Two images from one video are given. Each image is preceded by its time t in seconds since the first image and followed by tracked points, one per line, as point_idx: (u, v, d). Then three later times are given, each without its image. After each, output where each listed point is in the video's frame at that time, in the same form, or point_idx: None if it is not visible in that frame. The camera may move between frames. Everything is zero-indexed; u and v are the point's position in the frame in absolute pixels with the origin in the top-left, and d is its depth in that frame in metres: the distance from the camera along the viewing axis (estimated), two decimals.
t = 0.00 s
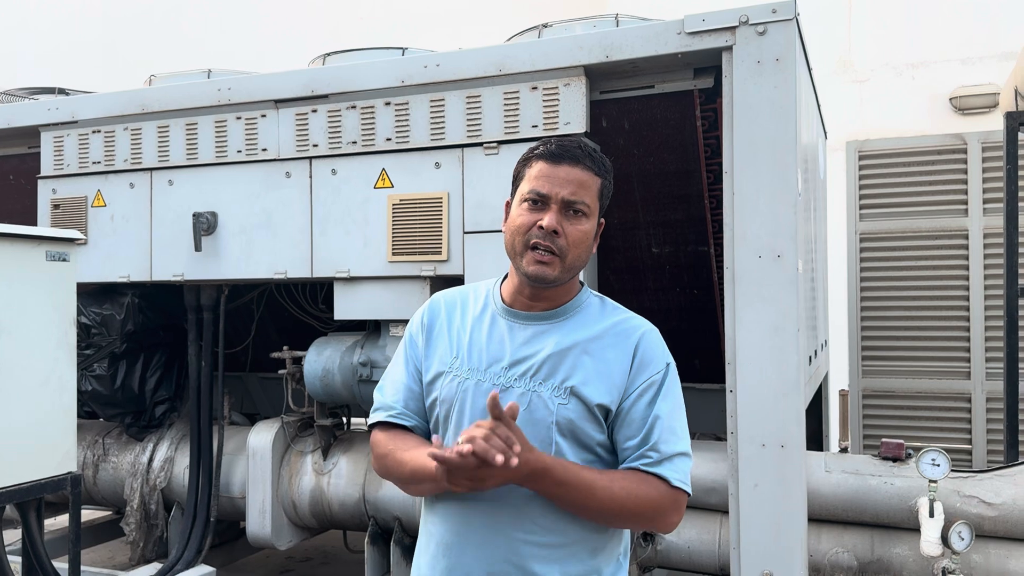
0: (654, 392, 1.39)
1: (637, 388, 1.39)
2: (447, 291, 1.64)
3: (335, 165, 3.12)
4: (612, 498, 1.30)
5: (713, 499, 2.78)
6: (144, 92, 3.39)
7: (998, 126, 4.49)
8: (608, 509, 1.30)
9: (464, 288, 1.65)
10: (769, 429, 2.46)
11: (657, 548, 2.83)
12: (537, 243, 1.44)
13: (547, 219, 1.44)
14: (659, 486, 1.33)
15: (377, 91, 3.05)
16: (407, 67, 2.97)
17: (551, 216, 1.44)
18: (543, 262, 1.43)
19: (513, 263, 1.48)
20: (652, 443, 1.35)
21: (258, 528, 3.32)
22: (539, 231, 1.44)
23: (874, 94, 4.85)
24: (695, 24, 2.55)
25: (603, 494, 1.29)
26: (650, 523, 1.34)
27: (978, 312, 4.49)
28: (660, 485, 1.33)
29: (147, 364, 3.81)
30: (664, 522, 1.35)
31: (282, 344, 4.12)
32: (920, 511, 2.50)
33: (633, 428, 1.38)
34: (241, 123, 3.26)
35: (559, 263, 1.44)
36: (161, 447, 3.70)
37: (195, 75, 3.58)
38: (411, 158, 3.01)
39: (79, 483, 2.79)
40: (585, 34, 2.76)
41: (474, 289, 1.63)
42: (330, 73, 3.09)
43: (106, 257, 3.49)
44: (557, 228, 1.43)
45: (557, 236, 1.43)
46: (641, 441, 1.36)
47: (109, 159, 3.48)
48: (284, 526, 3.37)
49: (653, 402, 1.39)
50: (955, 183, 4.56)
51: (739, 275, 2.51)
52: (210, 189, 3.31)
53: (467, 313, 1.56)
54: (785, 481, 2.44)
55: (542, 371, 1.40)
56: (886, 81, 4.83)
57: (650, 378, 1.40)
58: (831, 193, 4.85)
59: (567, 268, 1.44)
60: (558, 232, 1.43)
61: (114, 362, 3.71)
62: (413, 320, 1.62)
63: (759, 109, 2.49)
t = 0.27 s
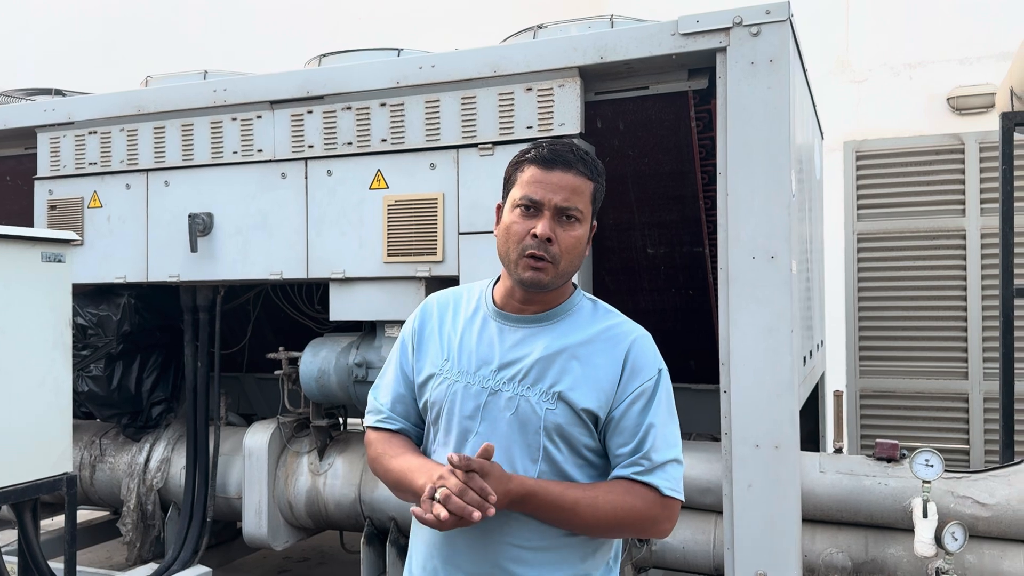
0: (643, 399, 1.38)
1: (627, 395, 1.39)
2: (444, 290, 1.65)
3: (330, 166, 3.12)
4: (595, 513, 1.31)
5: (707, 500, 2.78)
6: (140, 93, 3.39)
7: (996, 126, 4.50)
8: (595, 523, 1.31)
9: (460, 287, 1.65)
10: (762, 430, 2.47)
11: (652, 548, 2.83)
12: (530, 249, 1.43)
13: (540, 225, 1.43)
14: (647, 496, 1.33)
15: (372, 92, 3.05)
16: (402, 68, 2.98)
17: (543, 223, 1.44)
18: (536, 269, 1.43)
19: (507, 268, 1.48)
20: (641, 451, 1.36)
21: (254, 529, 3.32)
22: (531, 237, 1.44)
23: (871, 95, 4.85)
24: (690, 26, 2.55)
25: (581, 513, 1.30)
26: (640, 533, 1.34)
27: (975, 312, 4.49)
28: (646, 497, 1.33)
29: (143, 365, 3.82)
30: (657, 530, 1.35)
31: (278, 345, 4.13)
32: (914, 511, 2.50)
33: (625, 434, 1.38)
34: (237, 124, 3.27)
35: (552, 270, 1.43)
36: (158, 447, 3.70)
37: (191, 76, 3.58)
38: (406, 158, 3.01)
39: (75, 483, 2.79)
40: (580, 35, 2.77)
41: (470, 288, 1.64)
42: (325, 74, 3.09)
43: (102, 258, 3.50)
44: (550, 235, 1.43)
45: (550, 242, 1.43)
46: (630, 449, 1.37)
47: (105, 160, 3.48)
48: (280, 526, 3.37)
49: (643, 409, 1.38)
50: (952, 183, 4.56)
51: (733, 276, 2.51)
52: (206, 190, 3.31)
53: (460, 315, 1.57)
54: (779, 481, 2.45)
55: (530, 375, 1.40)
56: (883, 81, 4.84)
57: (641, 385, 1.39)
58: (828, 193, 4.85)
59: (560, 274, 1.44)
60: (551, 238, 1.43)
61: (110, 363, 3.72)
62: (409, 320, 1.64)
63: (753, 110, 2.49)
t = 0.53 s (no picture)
0: (640, 404, 1.38)
1: (624, 400, 1.38)
2: (449, 292, 1.66)
3: (329, 167, 3.13)
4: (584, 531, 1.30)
5: (706, 500, 2.78)
6: (140, 95, 3.40)
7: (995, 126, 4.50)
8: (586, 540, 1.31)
9: (465, 288, 1.66)
10: (759, 430, 2.47)
11: (650, 549, 2.84)
12: (523, 252, 1.44)
13: (531, 228, 1.44)
14: (641, 505, 1.33)
15: (370, 93, 3.05)
16: (400, 69, 2.98)
17: (534, 225, 1.44)
18: (530, 272, 1.44)
19: (503, 271, 1.49)
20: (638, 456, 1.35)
21: (253, 530, 3.33)
22: (524, 240, 1.44)
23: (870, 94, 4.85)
24: (687, 26, 2.56)
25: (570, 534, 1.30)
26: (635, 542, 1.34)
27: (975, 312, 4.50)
28: (643, 505, 1.32)
29: (143, 365, 3.82)
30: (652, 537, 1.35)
31: (277, 345, 4.13)
32: (912, 511, 2.50)
33: (622, 440, 1.38)
34: (236, 125, 3.27)
35: (547, 273, 1.44)
36: (158, 448, 3.71)
37: (190, 77, 3.59)
38: (404, 159, 3.02)
39: (74, 484, 2.79)
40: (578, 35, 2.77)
41: (474, 290, 1.64)
42: (324, 75, 3.10)
43: (102, 259, 3.50)
44: (542, 238, 1.43)
45: (542, 245, 1.43)
46: (626, 454, 1.36)
47: (105, 161, 3.49)
48: (280, 527, 3.38)
49: (640, 415, 1.37)
50: (952, 183, 4.56)
51: (731, 276, 2.52)
52: (205, 191, 3.32)
53: (461, 317, 1.57)
54: (776, 481, 2.45)
55: (526, 378, 1.40)
56: (882, 81, 4.82)
57: (638, 391, 1.38)
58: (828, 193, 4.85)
59: (554, 275, 1.44)
60: (542, 241, 1.43)
61: (110, 363, 3.72)
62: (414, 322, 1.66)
63: (750, 110, 2.50)
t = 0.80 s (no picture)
0: (643, 413, 1.37)
1: (627, 409, 1.38)
2: (454, 297, 1.67)
3: (329, 170, 3.14)
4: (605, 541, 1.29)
5: (705, 502, 2.79)
6: (140, 97, 3.41)
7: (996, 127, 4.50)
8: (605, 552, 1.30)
9: (470, 292, 1.67)
10: (758, 433, 2.48)
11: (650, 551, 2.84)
12: (520, 257, 1.45)
13: (531, 234, 1.44)
14: (651, 512, 1.33)
15: (370, 96, 3.06)
16: (400, 72, 2.99)
17: (534, 232, 1.45)
18: (524, 277, 1.44)
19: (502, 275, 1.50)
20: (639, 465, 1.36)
21: (254, 531, 3.35)
22: (522, 246, 1.45)
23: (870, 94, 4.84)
24: (685, 29, 2.56)
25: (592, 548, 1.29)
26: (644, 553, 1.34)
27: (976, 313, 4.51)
28: (654, 514, 1.33)
29: (144, 367, 3.84)
30: (663, 542, 1.35)
31: (277, 347, 4.14)
32: (911, 513, 2.50)
33: (629, 448, 1.37)
34: (236, 128, 3.28)
35: (541, 279, 1.44)
36: (158, 450, 3.72)
37: (190, 80, 3.60)
38: (404, 162, 3.03)
39: (74, 487, 2.80)
40: (577, 38, 2.78)
41: (479, 293, 1.65)
42: (324, 78, 3.11)
43: (102, 262, 3.51)
44: (539, 244, 1.44)
45: (540, 251, 1.44)
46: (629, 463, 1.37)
47: (106, 164, 3.50)
48: (280, 529, 3.39)
49: (644, 424, 1.37)
50: (953, 185, 4.57)
51: (729, 279, 2.52)
52: (205, 194, 3.33)
53: (464, 322, 1.58)
54: (775, 483, 2.46)
55: (527, 385, 1.41)
56: (882, 82, 4.81)
57: (641, 400, 1.38)
58: (828, 194, 4.85)
59: (548, 283, 1.44)
60: (540, 247, 1.44)
61: (111, 365, 3.74)
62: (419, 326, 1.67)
63: (748, 113, 2.50)
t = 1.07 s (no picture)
0: (647, 413, 1.38)
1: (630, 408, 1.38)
2: (455, 296, 1.67)
3: (329, 170, 3.14)
4: (644, 492, 1.27)
5: (706, 502, 2.79)
6: (141, 98, 3.41)
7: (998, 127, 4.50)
8: (641, 506, 1.26)
9: (470, 292, 1.67)
10: (758, 432, 2.48)
11: (650, 551, 2.84)
12: (529, 259, 1.45)
13: (540, 236, 1.44)
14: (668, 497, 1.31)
15: (370, 96, 3.07)
16: (401, 72, 2.99)
17: (544, 234, 1.45)
18: (534, 279, 1.44)
19: (509, 276, 1.49)
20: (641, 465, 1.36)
21: (255, 532, 3.35)
22: (531, 248, 1.45)
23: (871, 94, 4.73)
24: (685, 29, 2.56)
25: (641, 492, 1.26)
26: (664, 539, 1.30)
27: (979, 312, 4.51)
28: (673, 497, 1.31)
29: (145, 368, 3.85)
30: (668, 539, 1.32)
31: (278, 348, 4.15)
32: (912, 513, 2.50)
33: (630, 445, 1.36)
34: (237, 129, 3.29)
35: (550, 281, 1.44)
36: (160, 450, 3.72)
37: (191, 80, 3.61)
38: (404, 162, 3.03)
39: (76, 487, 2.81)
40: (576, 38, 2.78)
41: (480, 294, 1.65)
42: (325, 78, 3.11)
43: (104, 262, 3.52)
44: (549, 247, 1.43)
45: (549, 253, 1.44)
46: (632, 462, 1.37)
47: (107, 164, 3.51)
48: (281, 529, 3.39)
49: (647, 422, 1.37)
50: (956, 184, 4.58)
51: (729, 278, 2.52)
52: (206, 195, 3.33)
53: (466, 321, 1.58)
54: (775, 483, 2.46)
55: (531, 384, 1.41)
56: (884, 81, 4.71)
57: (645, 399, 1.39)
58: (830, 194, 4.85)
59: (557, 285, 1.44)
60: (550, 250, 1.44)
61: (113, 366, 3.75)
62: (419, 325, 1.67)
63: (748, 112, 2.50)
